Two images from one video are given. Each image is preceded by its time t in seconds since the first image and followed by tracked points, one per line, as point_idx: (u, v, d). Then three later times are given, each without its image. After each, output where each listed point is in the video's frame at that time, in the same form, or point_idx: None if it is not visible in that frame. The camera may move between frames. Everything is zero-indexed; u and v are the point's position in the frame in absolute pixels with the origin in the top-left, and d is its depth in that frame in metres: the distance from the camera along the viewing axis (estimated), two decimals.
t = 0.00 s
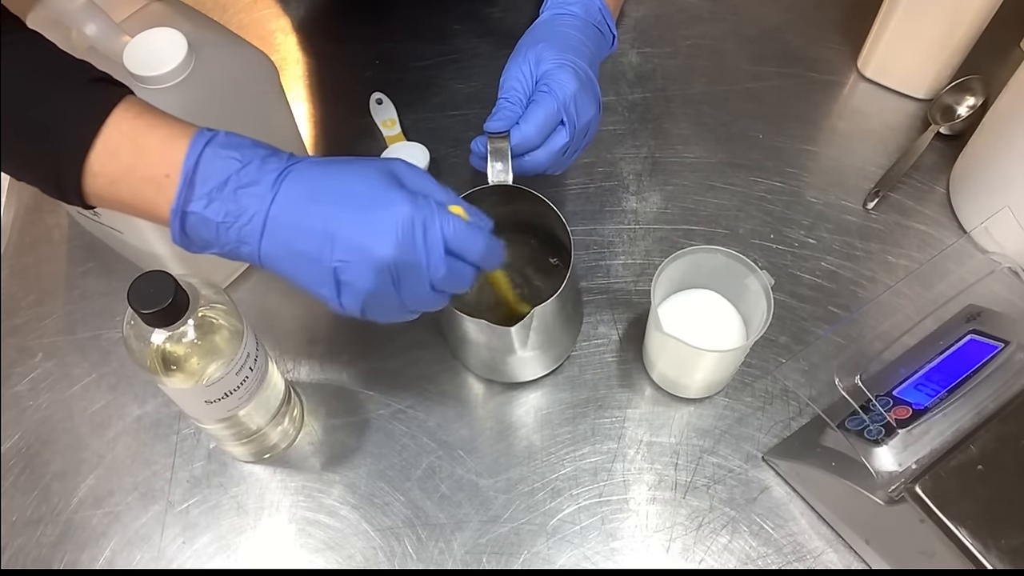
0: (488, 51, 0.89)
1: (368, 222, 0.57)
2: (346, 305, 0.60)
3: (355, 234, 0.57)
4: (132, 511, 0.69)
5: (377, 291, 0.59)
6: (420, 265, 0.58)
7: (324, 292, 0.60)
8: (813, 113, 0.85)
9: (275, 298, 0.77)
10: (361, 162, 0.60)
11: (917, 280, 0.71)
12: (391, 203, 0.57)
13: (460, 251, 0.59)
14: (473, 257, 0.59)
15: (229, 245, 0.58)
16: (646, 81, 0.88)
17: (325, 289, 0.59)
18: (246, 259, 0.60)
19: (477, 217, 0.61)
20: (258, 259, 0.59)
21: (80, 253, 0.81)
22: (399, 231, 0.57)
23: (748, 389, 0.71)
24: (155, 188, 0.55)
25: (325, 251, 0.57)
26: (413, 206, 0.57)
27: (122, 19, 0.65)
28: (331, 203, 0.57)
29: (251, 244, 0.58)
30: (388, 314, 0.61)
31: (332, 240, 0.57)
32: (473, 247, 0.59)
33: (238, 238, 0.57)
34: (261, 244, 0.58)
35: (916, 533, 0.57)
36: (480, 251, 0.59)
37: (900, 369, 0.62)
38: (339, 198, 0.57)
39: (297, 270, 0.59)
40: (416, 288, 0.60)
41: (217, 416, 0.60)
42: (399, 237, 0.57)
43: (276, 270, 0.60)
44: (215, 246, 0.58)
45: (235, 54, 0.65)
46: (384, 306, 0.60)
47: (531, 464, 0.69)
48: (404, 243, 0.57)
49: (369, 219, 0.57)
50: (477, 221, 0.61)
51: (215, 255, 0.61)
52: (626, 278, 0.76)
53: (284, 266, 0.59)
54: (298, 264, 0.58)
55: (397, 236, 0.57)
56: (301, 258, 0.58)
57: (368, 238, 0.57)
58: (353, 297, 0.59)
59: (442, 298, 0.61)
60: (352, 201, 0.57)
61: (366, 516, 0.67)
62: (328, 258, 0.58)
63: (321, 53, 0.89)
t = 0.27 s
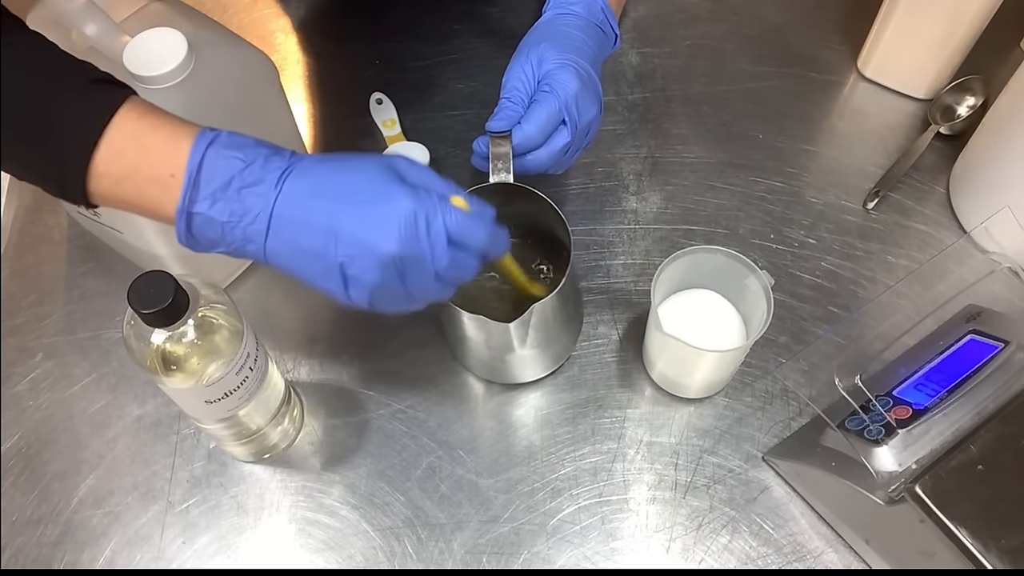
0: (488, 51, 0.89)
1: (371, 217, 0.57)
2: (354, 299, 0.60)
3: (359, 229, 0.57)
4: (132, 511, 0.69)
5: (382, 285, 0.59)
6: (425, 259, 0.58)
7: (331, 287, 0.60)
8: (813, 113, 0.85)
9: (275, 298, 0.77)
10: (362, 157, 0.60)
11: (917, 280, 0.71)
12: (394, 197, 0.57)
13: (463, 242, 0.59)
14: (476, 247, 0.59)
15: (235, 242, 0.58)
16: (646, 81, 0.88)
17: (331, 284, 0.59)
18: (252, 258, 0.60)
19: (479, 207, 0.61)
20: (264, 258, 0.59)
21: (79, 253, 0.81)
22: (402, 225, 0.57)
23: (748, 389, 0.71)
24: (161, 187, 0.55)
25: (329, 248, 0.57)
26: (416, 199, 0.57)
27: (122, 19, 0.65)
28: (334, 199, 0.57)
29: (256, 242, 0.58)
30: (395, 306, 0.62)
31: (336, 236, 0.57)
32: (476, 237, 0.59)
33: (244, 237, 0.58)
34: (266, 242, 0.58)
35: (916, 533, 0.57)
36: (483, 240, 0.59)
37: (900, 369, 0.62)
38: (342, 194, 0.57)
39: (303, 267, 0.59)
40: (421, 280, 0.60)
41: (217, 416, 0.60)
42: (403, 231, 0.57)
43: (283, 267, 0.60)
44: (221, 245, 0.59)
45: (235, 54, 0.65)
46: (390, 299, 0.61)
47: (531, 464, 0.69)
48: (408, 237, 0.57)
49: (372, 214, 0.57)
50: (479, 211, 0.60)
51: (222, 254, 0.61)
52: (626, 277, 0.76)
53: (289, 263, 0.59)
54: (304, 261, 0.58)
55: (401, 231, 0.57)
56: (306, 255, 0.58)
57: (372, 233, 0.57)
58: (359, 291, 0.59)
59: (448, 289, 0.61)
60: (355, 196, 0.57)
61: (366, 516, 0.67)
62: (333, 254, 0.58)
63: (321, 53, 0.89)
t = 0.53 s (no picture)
0: (488, 51, 0.89)
1: (370, 211, 0.57)
2: (355, 290, 0.61)
3: (358, 223, 0.57)
4: (132, 511, 0.69)
5: (382, 277, 0.59)
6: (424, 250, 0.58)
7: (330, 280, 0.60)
8: (813, 113, 0.85)
9: (275, 298, 0.77)
10: (360, 149, 0.60)
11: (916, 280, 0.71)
12: (393, 190, 0.57)
13: (463, 231, 0.59)
14: (476, 237, 0.60)
15: (234, 237, 0.58)
16: (646, 81, 0.88)
17: (331, 276, 0.59)
18: (252, 252, 0.60)
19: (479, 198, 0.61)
20: (264, 251, 0.59)
21: (79, 253, 0.81)
22: (401, 220, 0.57)
23: (748, 389, 0.71)
24: (161, 182, 0.55)
25: (329, 242, 0.58)
26: (415, 191, 0.57)
27: (121, 19, 0.65)
28: (333, 193, 0.57)
29: (256, 236, 0.58)
30: (395, 297, 0.62)
31: (335, 230, 0.57)
32: (477, 225, 0.59)
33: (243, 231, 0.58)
34: (266, 236, 0.58)
35: (916, 533, 0.57)
36: (482, 230, 0.59)
37: (900, 369, 0.62)
38: (341, 188, 0.57)
39: (302, 260, 0.59)
40: (421, 270, 0.60)
41: (217, 416, 0.60)
42: (402, 225, 0.57)
43: (282, 261, 0.60)
44: (221, 239, 0.58)
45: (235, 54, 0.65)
46: (391, 291, 0.61)
47: (531, 464, 0.69)
48: (407, 230, 0.57)
49: (372, 208, 0.57)
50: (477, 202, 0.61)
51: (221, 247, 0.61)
52: (626, 278, 0.76)
53: (290, 257, 0.59)
54: (304, 254, 0.59)
55: (400, 225, 0.57)
56: (306, 248, 0.58)
57: (371, 227, 0.57)
58: (359, 283, 0.59)
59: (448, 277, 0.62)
60: (354, 191, 0.57)
61: (366, 516, 0.67)
62: (333, 247, 0.58)
63: (321, 53, 0.89)
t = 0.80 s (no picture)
0: (488, 51, 0.89)
1: (360, 208, 0.57)
2: (340, 293, 0.60)
3: (346, 221, 0.57)
4: (132, 511, 0.69)
5: (369, 278, 0.59)
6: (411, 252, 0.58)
7: (316, 279, 0.60)
8: (813, 113, 0.85)
9: (275, 298, 0.77)
10: (352, 150, 0.60)
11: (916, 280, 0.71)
12: (382, 189, 0.57)
13: (450, 236, 0.59)
14: (465, 242, 0.59)
15: (224, 234, 0.58)
16: (646, 81, 0.88)
17: (317, 276, 0.59)
18: (241, 250, 0.60)
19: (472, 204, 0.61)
20: (252, 249, 0.59)
21: (79, 253, 0.81)
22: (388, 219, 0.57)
23: (748, 389, 0.71)
24: (151, 179, 0.56)
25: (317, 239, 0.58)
26: (404, 191, 0.57)
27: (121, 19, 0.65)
28: (322, 191, 0.57)
29: (245, 233, 0.58)
30: (380, 301, 0.61)
31: (323, 227, 0.57)
32: (465, 231, 0.59)
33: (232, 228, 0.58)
34: (254, 233, 0.58)
35: (916, 533, 0.57)
36: (471, 237, 0.59)
37: (900, 369, 0.62)
38: (330, 187, 0.58)
39: (290, 258, 0.59)
40: (408, 274, 0.60)
41: (217, 416, 0.60)
42: (391, 222, 0.57)
43: (270, 259, 0.60)
44: (210, 236, 0.58)
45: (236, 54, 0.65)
46: (377, 293, 0.60)
47: (531, 464, 0.69)
48: (395, 229, 0.57)
49: (361, 206, 0.57)
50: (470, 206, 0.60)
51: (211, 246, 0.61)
52: (626, 278, 0.76)
53: (278, 255, 0.59)
54: (292, 252, 0.58)
55: (388, 223, 0.57)
56: (295, 246, 0.58)
57: (360, 225, 0.57)
58: (345, 284, 0.59)
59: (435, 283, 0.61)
60: (344, 190, 0.57)
61: (366, 516, 0.67)
62: (320, 246, 0.58)
63: (321, 53, 0.89)
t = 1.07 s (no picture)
0: (488, 51, 0.89)
1: (357, 208, 0.58)
2: (326, 292, 0.60)
3: (344, 220, 0.58)
4: (132, 511, 0.69)
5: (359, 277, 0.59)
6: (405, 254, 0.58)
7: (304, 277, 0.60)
8: (813, 113, 0.85)
9: (275, 298, 0.77)
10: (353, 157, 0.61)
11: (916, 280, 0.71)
12: (382, 192, 0.58)
13: (444, 244, 0.59)
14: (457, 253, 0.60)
15: (218, 227, 0.58)
16: (646, 81, 0.88)
17: (306, 273, 0.59)
18: (231, 245, 0.60)
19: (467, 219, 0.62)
20: (245, 244, 0.59)
21: (80, 253, 0.81)
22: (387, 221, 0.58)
23: (748, 389, 0.71)
24: (149, 175, 0.56)
25: (313, 236, 0.58)
26: (403, 196, 0.59)
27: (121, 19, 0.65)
28: (322, 191, 0.58)
29: (240, 226, 0.58)
30: (365, 304, 0.62)
31: (320, 224, 0.58)
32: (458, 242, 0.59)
33: (230, 219, 0.58)
34: (250, 227, 0.58)
35: (916, 533, 0.57)
36: (464, 245, 0.59)
37: (900, 369, 0.62)
38: (330, 188, 0.59)
39: (282, 253, 0.59)
40: (397, 278, 0.60)
41: (217, 416, 0.60)
42: (387, 223, 0.58)
43: (261, 256, 0.60)
44: (204, 228, 0.58)
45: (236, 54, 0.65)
46: (361, 294, 0.61)
47: (531, 464, 0.68)
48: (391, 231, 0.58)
49: (360, 206, 0.58)
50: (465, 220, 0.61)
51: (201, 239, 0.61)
52: (626, 278, 0.76)
53: (270, 250, 0.59)
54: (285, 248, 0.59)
55: (385, 224, 0.58)
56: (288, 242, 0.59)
57: (357, 225, 0.58)
58: (332, 282, 0.59)
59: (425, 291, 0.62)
60: (344, 191, 0.59)
61: (366, 516, 0.67)
62: (315, 243, 0.58)
63: (320, 53, 0.89)
